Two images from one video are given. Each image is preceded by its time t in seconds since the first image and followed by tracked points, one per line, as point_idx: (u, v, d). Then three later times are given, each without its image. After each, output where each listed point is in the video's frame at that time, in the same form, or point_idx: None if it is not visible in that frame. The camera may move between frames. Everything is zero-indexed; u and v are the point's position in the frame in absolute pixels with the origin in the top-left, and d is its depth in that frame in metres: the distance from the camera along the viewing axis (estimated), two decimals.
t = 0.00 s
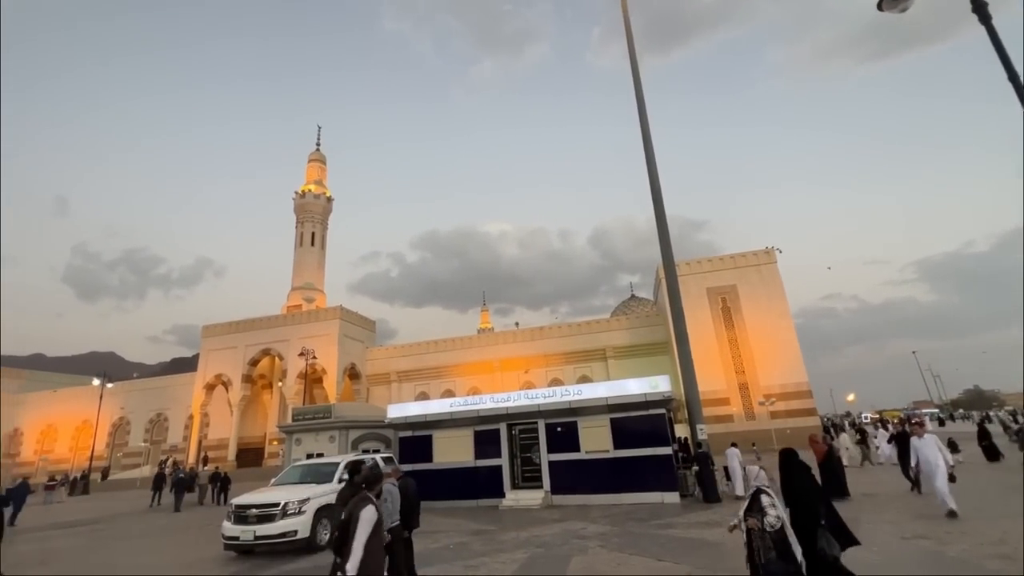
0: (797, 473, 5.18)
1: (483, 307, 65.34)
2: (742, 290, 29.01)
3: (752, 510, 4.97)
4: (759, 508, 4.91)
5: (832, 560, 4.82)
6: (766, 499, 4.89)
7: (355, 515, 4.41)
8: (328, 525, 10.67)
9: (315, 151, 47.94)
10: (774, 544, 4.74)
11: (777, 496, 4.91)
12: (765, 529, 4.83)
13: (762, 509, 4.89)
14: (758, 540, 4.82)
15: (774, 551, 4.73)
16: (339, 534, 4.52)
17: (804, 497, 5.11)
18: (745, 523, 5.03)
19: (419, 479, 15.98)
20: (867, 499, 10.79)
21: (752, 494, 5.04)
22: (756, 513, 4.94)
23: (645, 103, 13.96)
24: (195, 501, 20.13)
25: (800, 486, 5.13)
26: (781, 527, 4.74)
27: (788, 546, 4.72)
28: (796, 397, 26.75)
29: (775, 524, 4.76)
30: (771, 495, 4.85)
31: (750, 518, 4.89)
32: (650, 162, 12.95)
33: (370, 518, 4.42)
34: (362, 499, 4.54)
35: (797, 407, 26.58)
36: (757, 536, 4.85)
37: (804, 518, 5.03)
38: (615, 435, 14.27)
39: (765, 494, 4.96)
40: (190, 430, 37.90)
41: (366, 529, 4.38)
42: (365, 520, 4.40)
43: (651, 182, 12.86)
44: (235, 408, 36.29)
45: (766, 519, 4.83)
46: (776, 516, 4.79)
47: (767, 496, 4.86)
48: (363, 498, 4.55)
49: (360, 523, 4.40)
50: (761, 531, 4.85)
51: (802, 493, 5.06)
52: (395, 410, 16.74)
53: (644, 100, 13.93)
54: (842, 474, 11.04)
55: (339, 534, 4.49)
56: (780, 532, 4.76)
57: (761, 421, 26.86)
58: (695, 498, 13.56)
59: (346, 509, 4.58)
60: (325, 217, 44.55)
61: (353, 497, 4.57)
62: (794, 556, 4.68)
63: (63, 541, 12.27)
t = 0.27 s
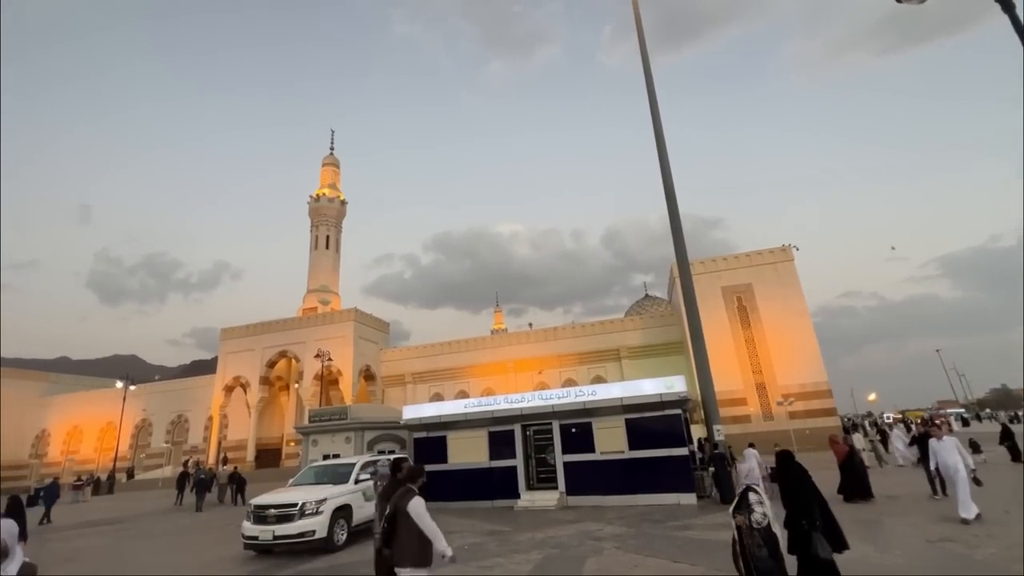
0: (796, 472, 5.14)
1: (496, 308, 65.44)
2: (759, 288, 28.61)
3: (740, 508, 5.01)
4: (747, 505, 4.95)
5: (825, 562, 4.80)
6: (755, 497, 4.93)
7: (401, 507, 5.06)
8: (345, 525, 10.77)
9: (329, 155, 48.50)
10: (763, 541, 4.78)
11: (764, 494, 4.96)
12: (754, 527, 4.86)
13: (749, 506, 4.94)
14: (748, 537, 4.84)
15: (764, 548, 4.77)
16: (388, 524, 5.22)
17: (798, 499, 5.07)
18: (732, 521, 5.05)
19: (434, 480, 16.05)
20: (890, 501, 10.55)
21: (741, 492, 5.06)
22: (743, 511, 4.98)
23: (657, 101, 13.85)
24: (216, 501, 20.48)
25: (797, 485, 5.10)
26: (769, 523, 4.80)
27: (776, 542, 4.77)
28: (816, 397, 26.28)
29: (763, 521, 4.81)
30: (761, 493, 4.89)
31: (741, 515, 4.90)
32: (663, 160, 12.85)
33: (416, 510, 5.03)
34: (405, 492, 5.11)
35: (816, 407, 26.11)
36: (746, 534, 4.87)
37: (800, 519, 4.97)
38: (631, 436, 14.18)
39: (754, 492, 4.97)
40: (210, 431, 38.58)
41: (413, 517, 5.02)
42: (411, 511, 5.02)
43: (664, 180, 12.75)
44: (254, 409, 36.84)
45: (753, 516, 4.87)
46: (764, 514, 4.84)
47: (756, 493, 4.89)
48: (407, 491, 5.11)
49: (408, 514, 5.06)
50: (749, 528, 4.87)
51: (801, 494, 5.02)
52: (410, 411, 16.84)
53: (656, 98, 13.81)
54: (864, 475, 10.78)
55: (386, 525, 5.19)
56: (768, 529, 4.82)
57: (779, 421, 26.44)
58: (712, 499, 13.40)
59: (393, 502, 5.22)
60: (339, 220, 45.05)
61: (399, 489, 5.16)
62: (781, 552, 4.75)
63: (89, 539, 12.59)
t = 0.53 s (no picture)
0: (788, 477, 5.07)
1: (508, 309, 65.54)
2: (774, 287, 28.22)
3: (733, 512, 5.06)
4: (739, 509, 5.00)
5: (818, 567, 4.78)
6: (745, 501, 4.96)
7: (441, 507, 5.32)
8: (362, 526, 10.87)
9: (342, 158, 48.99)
10: (756, 545, 4.82)
11: (756, 498, 4.98)
12: (745, 530, 4.91)
13: (742, 510, 4.98)
14: (739, 541, 4.89)
15: (756, 553, 4.80)
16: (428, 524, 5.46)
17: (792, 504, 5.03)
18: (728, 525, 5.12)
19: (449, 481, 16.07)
20: (913, 504, 10.30)
21: (733, 497, 5.11)
22: (737, 515, 5.03)
23: (668, 99, 13.74)
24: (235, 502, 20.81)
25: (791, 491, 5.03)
26: (760, 527, 4.84)
27: (769, 546, 4.78)
28: (834, 397, 25.83)
29: (754, 524, 4.85)
30: (751, 496, 4.91)
31: (731, 519, 4.98)
32: (675, 158, 12.74)
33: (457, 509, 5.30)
34: (444, 493, 5.43)
35: (835, 407, 25.67)
36: (738, 537, 4.94)
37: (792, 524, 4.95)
38: (645, 437, 14.08)
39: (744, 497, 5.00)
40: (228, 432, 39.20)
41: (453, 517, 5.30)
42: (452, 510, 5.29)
43: (677, 178, 12.64)
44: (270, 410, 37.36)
45: (744, 519, 4.91)
46: (755, 517, 4.88)
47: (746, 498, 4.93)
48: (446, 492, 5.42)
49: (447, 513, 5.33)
50: (742, 532, 4.94)
51: (795, 500, 4.99)
52: (424, 412, 16.93)
53: (667, 95, 13.69)
54: (887, 478, 10.52)
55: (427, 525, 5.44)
56: (759, 533, 4.85)
57: (797, 422, 26.03)
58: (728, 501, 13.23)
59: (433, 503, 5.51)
60: (352, 223, 45.48)
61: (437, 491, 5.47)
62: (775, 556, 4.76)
63: (113, 538, 12.89)
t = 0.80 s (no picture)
0: (782, 477, 5.33)
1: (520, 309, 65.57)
2: (790, 285, 27.83)
3: (725, 507, 4.95)
4: (733, 505, 4.87)
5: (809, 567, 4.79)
6: (740, 497, 4.87)
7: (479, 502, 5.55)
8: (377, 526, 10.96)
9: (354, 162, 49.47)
10: (747, 539, 4.69)
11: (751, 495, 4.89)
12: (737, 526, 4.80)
13: (736, 506, 4.87)
14: (731, 536, 4.75)
15: (745, 547, 4.67)
16: (468, 518, 5.72)
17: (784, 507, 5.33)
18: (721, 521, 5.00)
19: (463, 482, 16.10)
20: (935, 506, 10.08)
21: (727, 492, 5.00)
22: (731, 511, 4.92)
23: (679, 97, 13.63)
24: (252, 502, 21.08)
25: (782, 491, 5.29)
26: (753, 522, 4.72)
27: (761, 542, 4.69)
28: (852, 397, 25.39)
29: (748, 521, 4.73)
30: (746, 493, 4.82)
31: (725, 514, 4.86)
32: (687, 157, 12.64)
33: (493, 502, 5.50)
34: (482, 487, 5.69)
35: (853, 408, 25.23)
36: (729, 532, 4.81)
37: (783, 524, 5.24)
38: (659, 437, 13.98)
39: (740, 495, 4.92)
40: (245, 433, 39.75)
41: (493, 510, 5.48)
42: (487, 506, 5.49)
43: (689, 176, 12.53)
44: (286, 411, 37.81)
45: (738, 514, 4.81)
46: (749, 513, 4.77)
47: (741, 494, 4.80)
48: (483, 487, 5.68)
49: (485, 507, 5.53)
50: (734, 527, 4.80)
51: (788, 497, 5.23)
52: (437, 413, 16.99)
53: (679, 94, 13.59)
54: (907, 480, 10.33)
55: (467, 519, 5.70)
56: (751, 529, 4.73)
57: (814, 422, 25.64)
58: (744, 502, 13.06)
59: (472, 498, 5.76)
60: (365, 225, 45.88)
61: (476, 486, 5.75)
62: (764, 553, 4.69)
63: (134, 537, 13.15)
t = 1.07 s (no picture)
0: (774, 479, 5.22)
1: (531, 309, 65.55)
2: (805, 283, 27.44)
3: (721, 512, 4.84)
4: (728, 508, 4.78)
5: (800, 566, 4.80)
6: (735, 500, 4.80)
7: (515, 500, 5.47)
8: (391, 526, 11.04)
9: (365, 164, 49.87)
10: (743, 543, 4.63)
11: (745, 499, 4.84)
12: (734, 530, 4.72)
13: (732, 510, 4.77)
14: (726, 541, 4.68)
15: (740, 551, 4.62)
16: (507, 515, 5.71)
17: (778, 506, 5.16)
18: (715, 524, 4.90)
19: (475, 483, 16.12)
20: (958, 508, 9.86)
21: (723, 496, 4.90)
22: (726, 514, 4.82)
23: (690, 94, 13.52)
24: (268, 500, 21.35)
25: (774, 492, 5.17)
26: (750, 526, 4.64)
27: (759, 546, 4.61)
28: (870, 397, 24.95)
29: (744, 524, 4.64)
30: (742, 496, 4.80)
31: (721, 517, 4.76)
32: (699, 154, 12.53)
33: (529, 501, 5.38)
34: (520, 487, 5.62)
35: (871, 408, 24.79)
36: (725, 537, 4.72)
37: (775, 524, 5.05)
38: (673, 438, 13.87)
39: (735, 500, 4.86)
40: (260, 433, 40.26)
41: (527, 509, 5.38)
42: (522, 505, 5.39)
43: (701, 174, 12.41)
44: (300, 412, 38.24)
45: (734, 519, 4.71)
46: (745, 516, 4.68)
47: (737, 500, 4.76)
48: (521, 486, 5.62)
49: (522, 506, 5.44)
50: (730, 531, 4.73)
51: (781, 498, 5.10)
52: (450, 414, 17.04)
53: (690, 91, 13.47)
54: (930, 480, 10.12)
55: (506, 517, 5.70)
56: (747, 532, 4.67)
57: (831, 422, 25.25)
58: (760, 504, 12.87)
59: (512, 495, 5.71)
60: (376, 227, 46.22)
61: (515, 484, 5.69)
62: (760, 557, 4.62)
63: (154, 535, 13.40)
